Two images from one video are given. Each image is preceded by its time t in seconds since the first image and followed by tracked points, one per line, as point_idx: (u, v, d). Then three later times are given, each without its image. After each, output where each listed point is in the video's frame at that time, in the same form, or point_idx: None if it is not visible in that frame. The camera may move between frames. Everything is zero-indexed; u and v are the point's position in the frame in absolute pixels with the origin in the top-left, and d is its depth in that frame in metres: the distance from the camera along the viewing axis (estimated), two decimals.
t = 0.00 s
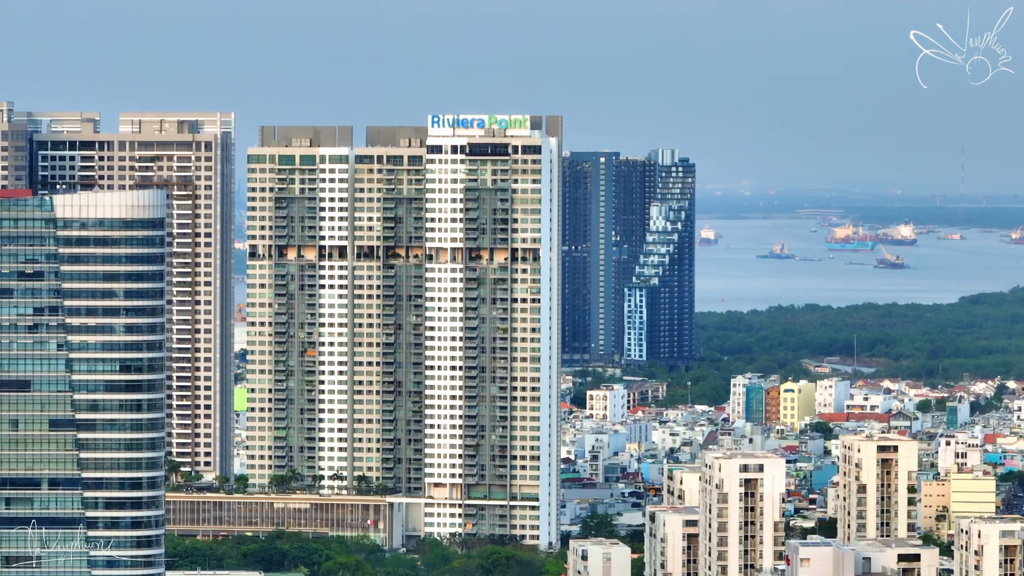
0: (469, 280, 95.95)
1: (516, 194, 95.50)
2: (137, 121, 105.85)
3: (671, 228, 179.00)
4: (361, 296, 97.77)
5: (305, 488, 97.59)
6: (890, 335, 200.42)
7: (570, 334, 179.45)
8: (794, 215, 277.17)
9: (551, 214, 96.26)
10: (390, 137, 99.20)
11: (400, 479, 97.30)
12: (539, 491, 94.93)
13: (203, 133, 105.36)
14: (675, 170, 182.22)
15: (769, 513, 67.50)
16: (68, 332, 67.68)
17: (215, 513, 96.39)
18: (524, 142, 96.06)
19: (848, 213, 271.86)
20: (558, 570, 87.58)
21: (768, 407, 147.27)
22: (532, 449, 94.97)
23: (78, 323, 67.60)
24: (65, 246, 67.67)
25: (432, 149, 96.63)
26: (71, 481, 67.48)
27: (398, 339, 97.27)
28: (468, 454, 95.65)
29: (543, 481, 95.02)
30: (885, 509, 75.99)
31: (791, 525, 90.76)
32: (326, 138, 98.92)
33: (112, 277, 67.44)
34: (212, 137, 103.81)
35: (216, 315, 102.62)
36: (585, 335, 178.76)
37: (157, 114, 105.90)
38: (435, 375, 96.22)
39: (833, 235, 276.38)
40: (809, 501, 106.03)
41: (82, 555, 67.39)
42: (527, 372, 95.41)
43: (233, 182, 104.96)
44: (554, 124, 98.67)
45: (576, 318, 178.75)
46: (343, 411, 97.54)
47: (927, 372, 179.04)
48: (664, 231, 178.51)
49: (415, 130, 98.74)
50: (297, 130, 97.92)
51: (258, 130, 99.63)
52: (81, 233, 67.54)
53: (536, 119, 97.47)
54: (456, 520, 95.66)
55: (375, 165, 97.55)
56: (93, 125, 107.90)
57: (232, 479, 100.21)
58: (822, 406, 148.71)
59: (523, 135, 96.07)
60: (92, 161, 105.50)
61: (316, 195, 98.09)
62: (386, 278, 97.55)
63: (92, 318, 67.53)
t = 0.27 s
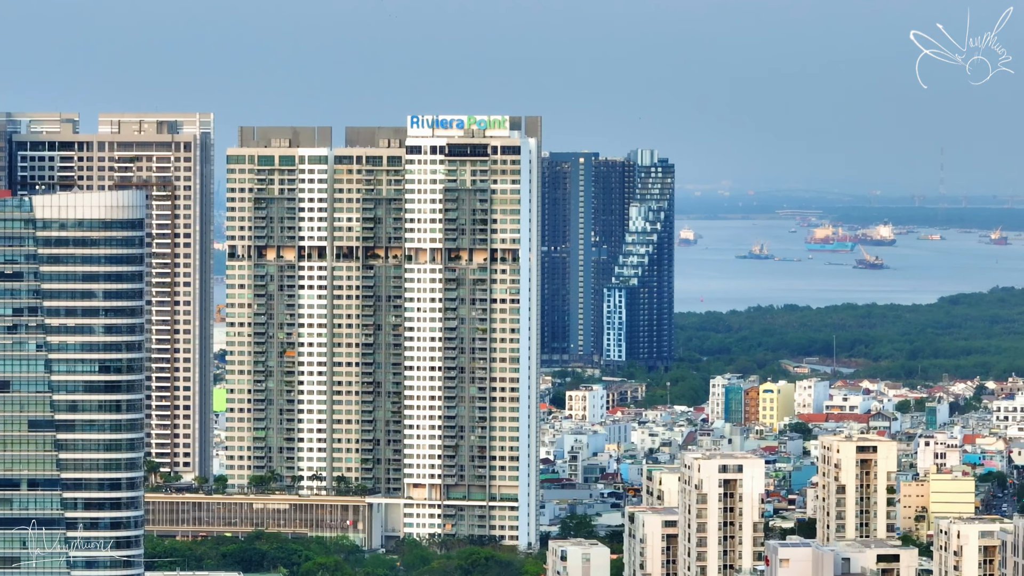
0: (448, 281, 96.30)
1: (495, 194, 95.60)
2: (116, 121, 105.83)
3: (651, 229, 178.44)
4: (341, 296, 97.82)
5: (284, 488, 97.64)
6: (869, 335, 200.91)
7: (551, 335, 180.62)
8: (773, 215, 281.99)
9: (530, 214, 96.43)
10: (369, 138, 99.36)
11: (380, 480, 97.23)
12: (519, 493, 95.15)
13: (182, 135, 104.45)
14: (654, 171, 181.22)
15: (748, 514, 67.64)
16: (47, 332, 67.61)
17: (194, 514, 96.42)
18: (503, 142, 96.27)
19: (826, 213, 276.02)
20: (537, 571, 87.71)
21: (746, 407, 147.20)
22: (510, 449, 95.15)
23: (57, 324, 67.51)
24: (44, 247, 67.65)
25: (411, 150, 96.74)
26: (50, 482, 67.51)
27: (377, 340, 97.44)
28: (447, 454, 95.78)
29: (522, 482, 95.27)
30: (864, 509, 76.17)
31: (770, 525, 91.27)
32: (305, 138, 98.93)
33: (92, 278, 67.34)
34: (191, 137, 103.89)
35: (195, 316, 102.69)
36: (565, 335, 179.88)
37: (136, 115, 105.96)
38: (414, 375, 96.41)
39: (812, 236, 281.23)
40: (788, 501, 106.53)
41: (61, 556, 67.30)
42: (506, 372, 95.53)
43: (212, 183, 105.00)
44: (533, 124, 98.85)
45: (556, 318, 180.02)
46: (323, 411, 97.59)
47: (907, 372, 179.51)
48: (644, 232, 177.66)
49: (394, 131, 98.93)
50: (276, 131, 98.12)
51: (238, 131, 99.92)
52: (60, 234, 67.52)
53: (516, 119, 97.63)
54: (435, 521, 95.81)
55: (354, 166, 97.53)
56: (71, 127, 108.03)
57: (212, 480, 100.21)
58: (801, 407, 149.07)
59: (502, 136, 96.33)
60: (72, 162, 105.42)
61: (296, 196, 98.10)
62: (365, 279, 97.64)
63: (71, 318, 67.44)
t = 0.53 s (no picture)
0: (429, 280, 96.37)
1: (475, 194, 95.87)
2: (96, 121, 105.72)
3: (631, 229, 177.22)
4: (321, 296, 97.85)
5: (264, 488, 97.73)
6: (849, 335, 201.30)
7: (531, 334, 181.15)
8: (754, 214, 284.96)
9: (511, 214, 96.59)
10: (350, 137, 99.49)
11: (360, 480, 97.56)
12: (498, 492, 95.14)
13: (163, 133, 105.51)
14: (634, 170, 182.22)
15: (727, 513, 67.95)
16: (28, 332, 67.68)
17: (175, 513, 96.31)
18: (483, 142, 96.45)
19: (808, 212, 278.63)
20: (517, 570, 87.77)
21: (728, 407, 148.06)
22: (491, 449, 95.19)
23: (37, 323, 67.55)
24: (25, 246, 67.73)
25: (390, 150, 96.85)
26: (31, 481, 67.55)
27: (357, 339, 97.49)
28: (427, 454, 95.99)
29: (503, 482, 95.26)
30: (844, 509, 76.36)
31: (750, 524, 91.50)
32: (285, 137, 99.13)
33: (72, 277, 67.44)
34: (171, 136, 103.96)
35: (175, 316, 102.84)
36: (544, 335, 180.74)
37: (116, 114, 105.92)
38: (394, 374, 96.48)
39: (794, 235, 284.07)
40: (769, 501, 106.77)
41: (41, 555, 67.16)
42: (486, 371, 95.67)
43: (192, 182, 105.04)
44: (513, 123, 99.05)
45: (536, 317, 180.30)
46: (303, 411, 97.66)
47: (887, 371, 179.84)
48: (624, 231, 177.12)
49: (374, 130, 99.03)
50: (256, 130, 98.25)
51: (218, 129, 99.97)
52: (40, 233, 67.56)
53: (496, 119, 97.83)
54: (416, 520, 96.05)
55: (334, 165, 97.64)
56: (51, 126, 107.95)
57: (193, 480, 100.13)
58: (782, 406, 149.22)
59: (483, 135, 96.58)
60: (52, 161, 104.93)
61: (276, 195, 98.33)
62: (346, 278, 97.66)
63: (51, 318, 67.47)
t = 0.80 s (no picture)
0: (408, 281, 96.67)
1: (455, 195, 96.25)
2: (76, 121, 105.78)
3: (611, 229, 179.31)
4: (301, 297, 98.41)
5: (245, 489, 98.23)
6: (829, 335, 202.02)
7: (511, 335, 180.73)
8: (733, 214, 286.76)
9: (491, 214, 97.10)
10: (330, 138, 99.86)
11: (340, 480, 97.59)
12: (479, 492, 95.84)
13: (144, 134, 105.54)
14: (614, 171, 182.15)
15: (708, 514, 68.43)
16: (7, 333, 67.83)
17: (155, 514, 96.84)
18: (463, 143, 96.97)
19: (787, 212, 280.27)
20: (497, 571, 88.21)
21: (707, 407, 148.55)
22: (470, 450, 95.79)
23: (17, 324, 67.75)
24: (4, 248, 67.88)
25: (371, 150, 97.32)
26: (10, 482, 67.75)
27: (337, 340, 97.86)
28: (407, 455, 96.26)
29: (482, 481, 95.93)
30: (824, 509, 76.88)
31: (730, 525, 92.12)
32: (265, 138, 99.30)
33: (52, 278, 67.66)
34: (151, 138, 104.18)
35: (156, 319, 103.20)
36: (525, 336, 180.07)
37: (96, 114, 106.06)
38: (374, 375, 96.82)
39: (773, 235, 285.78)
40: (748, 500, 107.41)
41: (22, 556, 67.60)
42: (466, 372, 96.17)
43: (172, 183, 105.35)
44: (494, 124, 99.55)
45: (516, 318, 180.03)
46: (283, 411, 98.06)
47: (866, 372, 180.57)
48: (604, 232, 178.87)
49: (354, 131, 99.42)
50: (236, 131, 98.53)
51: (198, 130, 100.32)
52: (20, 234, 67.70)
53: (476, 119, 98.31)
54: (396, 521, 96.34)
55: (315, 166, 98.02)
56: (32, 127, 108.18)
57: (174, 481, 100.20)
58: (761, 407, 149.61)
59: (463, 136, 97.09)
60: (31, 161, 104.91)
61: (256, 197, 98.67)
62: (326, 279, 98.12)
63: (31, 318, 67.70)
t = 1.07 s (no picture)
0: (389, 281, 97.08)
1: (435, 194, 96.47)
2: (55, 122, 105.36)
3: (590, 229, 177.47)
4: (280, 297, 98.13)
5: (224, 489, 97.85)
6: (808, 335, 202.34)
7: (490, 335, 180.94)
8: (712, 215, 287.51)
9: (470, 214, 97.01)
10: (309, 137, 99.87)
11: (319, 480, 97.79)
12: (458, 493, 95.69)
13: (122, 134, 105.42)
14: (594, 171, 181.59)
15: (688, 514, 68.40)
16: None
17: (134, 515, 96.11)
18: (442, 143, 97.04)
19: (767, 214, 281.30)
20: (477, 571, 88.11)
21: (687, 407, 149.33)
22: (450, 450, 95.81)
23: None
24: None
25: (350, 150, 97.71)
26: None
27: (316, 340, 97.82)
28: (386, 455, 96.52)
29: (462, 482, 95.75)
30: (805, 510, 76.76)
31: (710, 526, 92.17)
32: (245, 138, 99.43)
33: (32, 278, 67.61)
34: (131, 138, 103.80)
35: (134, 318, 103.00)
36: (504, 336, 180.48)
37: (75, 115, 105.66)
38: (353, 376, 97.25)
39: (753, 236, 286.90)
40: (728, 501, 107.60)
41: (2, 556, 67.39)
42: (445, 372, 96.06)
43: (151, 184, 105.13)
44: (472, 125, 99.55)
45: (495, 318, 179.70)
46: (262, 411, 97.94)
47: (846, 372, 180.90)
48: (584, 232, 177.21)
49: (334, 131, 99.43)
50: (215, 131, 98.56)
51: (177, 130, 100.25)
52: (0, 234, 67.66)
53: (456, 119, 98.33)
54: (375, 521, 96.51)
55: (294, 166, 97.93)
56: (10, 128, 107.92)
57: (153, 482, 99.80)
58: (741, 407, 149.46)
59: (442, 137, 97.17)
60: (9, 162, 104.22)
61: (235, 196, 98.34)
62: (305, 278, 97.95)
63: (11, 319, 67.65)
